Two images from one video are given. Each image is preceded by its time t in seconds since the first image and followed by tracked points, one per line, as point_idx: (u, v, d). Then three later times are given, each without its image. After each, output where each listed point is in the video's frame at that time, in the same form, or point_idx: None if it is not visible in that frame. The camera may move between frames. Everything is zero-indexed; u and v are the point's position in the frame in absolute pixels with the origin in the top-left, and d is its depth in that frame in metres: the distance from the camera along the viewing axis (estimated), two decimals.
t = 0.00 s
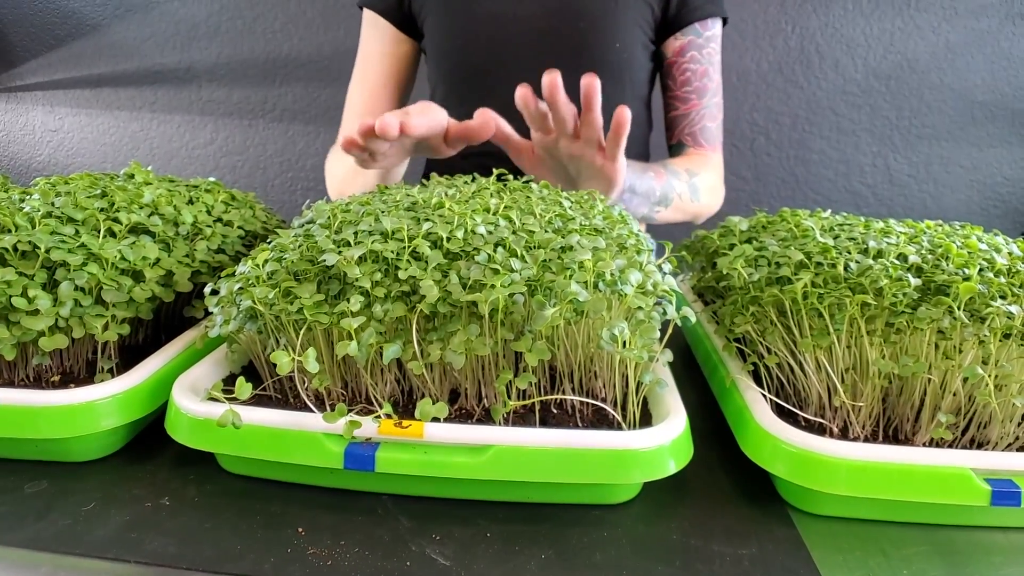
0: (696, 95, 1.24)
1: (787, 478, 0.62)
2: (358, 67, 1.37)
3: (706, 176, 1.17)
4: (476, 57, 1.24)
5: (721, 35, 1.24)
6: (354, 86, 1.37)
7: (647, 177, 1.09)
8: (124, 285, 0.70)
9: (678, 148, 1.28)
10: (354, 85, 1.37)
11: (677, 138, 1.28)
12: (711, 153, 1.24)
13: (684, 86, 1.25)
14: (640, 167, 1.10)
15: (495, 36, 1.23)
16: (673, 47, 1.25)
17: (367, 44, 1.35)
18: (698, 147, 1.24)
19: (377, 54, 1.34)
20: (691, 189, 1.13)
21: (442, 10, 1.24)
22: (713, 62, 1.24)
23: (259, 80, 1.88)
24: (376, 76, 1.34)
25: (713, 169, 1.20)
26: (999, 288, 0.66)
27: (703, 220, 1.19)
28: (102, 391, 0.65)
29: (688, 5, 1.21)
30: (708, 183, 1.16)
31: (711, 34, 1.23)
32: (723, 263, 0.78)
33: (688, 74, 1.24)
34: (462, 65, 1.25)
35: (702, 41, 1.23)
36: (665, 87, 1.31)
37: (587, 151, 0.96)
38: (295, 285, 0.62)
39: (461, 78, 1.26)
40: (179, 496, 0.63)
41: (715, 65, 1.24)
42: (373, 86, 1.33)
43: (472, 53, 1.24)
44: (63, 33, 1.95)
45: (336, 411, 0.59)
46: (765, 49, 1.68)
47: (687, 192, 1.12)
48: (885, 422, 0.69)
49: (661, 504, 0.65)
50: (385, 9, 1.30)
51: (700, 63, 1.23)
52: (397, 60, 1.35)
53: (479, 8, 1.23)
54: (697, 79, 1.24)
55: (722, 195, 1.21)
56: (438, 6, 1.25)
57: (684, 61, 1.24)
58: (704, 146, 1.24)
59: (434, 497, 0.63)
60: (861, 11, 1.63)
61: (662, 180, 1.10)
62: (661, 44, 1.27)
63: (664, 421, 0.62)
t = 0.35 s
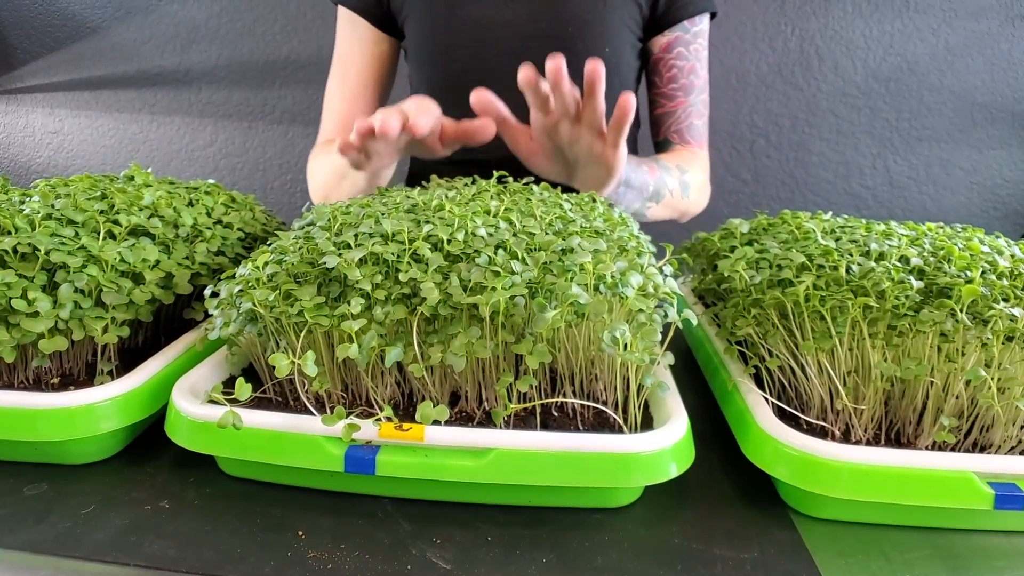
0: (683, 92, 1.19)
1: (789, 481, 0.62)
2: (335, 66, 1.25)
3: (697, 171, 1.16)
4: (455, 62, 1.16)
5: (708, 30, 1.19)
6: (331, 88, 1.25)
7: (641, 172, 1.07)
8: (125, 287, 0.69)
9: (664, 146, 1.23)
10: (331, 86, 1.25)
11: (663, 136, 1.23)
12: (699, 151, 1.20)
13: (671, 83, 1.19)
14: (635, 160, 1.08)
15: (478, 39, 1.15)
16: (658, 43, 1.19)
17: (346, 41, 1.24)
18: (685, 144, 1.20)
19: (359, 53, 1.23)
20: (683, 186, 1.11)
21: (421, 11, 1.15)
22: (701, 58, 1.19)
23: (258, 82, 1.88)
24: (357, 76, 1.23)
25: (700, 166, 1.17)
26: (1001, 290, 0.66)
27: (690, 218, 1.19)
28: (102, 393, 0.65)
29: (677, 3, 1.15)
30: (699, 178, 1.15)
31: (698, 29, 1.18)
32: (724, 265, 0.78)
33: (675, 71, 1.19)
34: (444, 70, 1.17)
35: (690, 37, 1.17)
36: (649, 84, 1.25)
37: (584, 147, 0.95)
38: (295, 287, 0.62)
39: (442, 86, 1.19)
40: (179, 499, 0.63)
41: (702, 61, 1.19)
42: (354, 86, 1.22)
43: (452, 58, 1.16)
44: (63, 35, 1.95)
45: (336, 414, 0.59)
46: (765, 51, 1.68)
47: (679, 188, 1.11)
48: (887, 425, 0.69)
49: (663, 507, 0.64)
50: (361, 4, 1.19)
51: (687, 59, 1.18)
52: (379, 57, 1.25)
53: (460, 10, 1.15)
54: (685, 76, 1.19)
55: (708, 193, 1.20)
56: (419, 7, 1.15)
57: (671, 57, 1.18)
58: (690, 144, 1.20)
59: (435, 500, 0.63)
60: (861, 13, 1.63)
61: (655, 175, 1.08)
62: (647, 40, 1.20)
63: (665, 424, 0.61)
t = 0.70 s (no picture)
0: (679, 87, 1.18)
1: (790, 485, 0.62)
2: (321, 67, 1.22)
3: (696, 168, 1.14)
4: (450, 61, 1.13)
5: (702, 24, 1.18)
6: (317, 88, 1.22)
7: (641, 169, 1.06)
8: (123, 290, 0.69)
9: (660, 142, 1.22)
10: (318, 87, 1.22)
11: (659, 132, 1.22)
12: (695, 147, 1.19)
13: (666, 79, 1.18)
14: (634, 158, 1.07)
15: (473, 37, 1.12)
16: (653, 38, 1.18)
17: (331, 42, 1.21)
18: (681, 140, 1.19)
19: (346, 54, 1.20)
20: (681, 182, 1.10)
21: (414, 10, 1.13)
22: (696, 54, 1.18)
23: (259, 83, 1.87)
24: (345, 78, 1.20)
25: (697, 162, 1.15)
26: (1002, 293, 0.66)
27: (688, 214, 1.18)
28: (100, 396, 0.65)
29: None
30: (697, 174, 1.14)
31: (693, 23, 1.17)
32: (724, 268, 0.77)
33: (671, 67, 1.18)
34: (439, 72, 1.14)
35: (685, 32, 1.16)
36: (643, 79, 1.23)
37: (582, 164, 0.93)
38: (294, 290, 0.62)
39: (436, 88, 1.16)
40: (176, 502, 0.63)
41: (697, 56, 1.18)
42: (341, 89, 1.20)
43: (446, 58, 1.13)
44: (64, 37, 1.95)
45: (334, 416, 0.59)
46: (766, 53, 1.67)
47: (678, 184, 1.10)
48: (887, 429, 0.69)
49: (662, 511, 0.64)
50: (352, 5, 1.16)
51: (682, 54, 1.17)
52: (368, 58, 1.22)
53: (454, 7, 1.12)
54: (680, 71, 1.18)
55: (705, 190, 1.19)
56: (412, 6, 1.13)
57: (666, 53, 1.17)
58: (687, 139, 1.19)
59: (433, 504, 0.62)
60: (862, 14, 1.63)
61: (654, 172, 1.07)
62: (641, 35, 1.19)
63: (665, 427, 0.61)
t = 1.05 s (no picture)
0: (672, 85, 1.18)
1: (784, 489, 0.61)
2: (314, 69, 1.21)
3: (689, 169, 1.13)
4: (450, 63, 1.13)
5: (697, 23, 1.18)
6: (309, 90, 1.22)
7: (636, 173, 1.04)
8: (116, 292, 0.69)
9: (654, 141, 1.21)
10: (310, 88, 1.22)
11: (653, 130, 1.21)
12: (690, 147, 1.18)
13: (660, 77, 1.18)
14: (630, 161, 1.05)
15: (472, 39, 1.12)
16: (648, 36, 1.18)
17: (324, 43, 1.20)
18: (675, 138, 1.18)
19: (338, 54, 1.20)
20: (676, 184, 1.09)
21: (410, 10, 1.12)
22: (690, 52, 1.18)
23: (258, 84, 1.87)
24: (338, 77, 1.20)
25: (691, 161, 1.15)
26: (998, 296, 0.65)
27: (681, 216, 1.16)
28: (91, 398, 0.65)
29: None
30: (691, 175, 1.13)
31: (688, 21, 1.17)
32: (719, 270, 0.77)
33: (665, 65, 1.17)
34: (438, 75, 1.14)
35: (679, 30, 1.16)
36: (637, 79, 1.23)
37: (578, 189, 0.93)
38: (285, 292, 0.61)
39: (436, 90, 1.15)
40: (168, 505, 0.62)
41: (691, 54, 1.18)
42: (335, 89, 1.19)
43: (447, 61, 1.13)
44: (64, 38, 1.95)
45: (325, 419, 0.58)
46: (766, 54, 1.67)
47: (672, 186, 1.08)
48: (882, 433, 0.69)
49: (655, 515, 0.64)
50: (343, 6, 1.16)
51: (677, 52, 1.17)
52: (360, 58, 1.22)
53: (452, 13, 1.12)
54: (675, 68, 1.17)
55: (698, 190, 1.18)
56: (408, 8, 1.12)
57: (660, 51, 1.17)
58: (680, 138, 1.18)
59: (425, 507, 0.62)
60: (861, 15, 1.63)
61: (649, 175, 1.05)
62: (636, 33, 1.18)
63: (658, 431, 0.61)
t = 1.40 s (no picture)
0: (654, 81, 1.18)
1: (771, 493, 0.61)
2: (287, 72, 1.20)
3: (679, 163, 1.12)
4: (423, 71, 1.10)
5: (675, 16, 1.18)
6: (283, 94, 1.20)
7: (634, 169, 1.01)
8: (104, 295, 0.69)
9: (637, 137, 1.21)
10: (284, 92, 1.20)
11: (637, 126, 1.21)
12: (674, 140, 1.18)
13: (641, 74, 1.18)
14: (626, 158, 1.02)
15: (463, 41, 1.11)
16: (627, 32, 1.17)
17: (295, 46, 1.18)
18: (659, 134, 1.18)
19: (310, 60, 1.18)
20: (669, 179, 1.07)
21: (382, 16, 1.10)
22: (669, 46, 1.18)
23: (255, 87, 1.88)
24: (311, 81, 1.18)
25: (677, 154, 1.14)
26: (987, 300, 0.65)
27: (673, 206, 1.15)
28: (80, 401, 0.65)
29: None
30: (679, 167, 1.12)
31: (666, 15, 1.16)
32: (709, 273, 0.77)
33: (645, 61, 1.17)
34: (410, 86, 1.11)
35: (658, 25, 1.16)
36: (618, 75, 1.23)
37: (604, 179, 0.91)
38: (272, 296, 0.62)
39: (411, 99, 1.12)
40: (155, 508, 0.62)
41: (670, 48, 1.18)
42: (309, 95, 1.18)
43: (421, 72, 1.10)
44: (62, 40, 1.95)
45: (310, 423, 0.58)
46: (763, 56, 1.67)
47: (666, 181, 1.06)
48: (871, 437, 0.68)
49: (642, 519, 0.64)
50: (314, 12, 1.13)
51: (656, 47, 1.17)
52: (333, 61, 1.20)
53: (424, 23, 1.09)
54: (655, 64, 1.17)
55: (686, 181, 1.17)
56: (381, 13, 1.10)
57: (640, 47, 1.17)
58: (664, 133, 1.18)
59: (411, 511, 0.62)
60: (858, 17, 1.62)
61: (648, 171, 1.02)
62: (614, 31, 1.17)
63: (645, 435, 0.61)
